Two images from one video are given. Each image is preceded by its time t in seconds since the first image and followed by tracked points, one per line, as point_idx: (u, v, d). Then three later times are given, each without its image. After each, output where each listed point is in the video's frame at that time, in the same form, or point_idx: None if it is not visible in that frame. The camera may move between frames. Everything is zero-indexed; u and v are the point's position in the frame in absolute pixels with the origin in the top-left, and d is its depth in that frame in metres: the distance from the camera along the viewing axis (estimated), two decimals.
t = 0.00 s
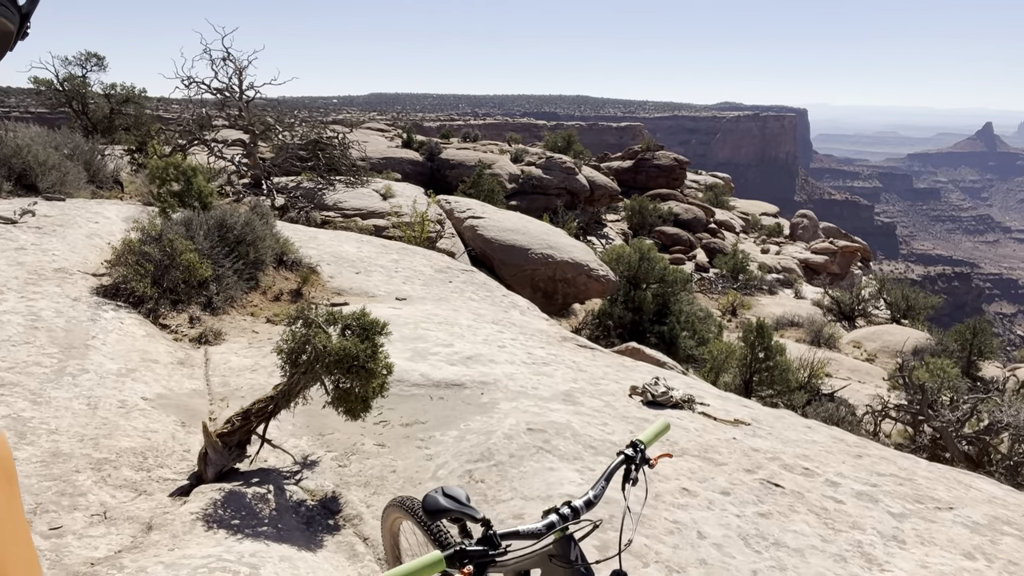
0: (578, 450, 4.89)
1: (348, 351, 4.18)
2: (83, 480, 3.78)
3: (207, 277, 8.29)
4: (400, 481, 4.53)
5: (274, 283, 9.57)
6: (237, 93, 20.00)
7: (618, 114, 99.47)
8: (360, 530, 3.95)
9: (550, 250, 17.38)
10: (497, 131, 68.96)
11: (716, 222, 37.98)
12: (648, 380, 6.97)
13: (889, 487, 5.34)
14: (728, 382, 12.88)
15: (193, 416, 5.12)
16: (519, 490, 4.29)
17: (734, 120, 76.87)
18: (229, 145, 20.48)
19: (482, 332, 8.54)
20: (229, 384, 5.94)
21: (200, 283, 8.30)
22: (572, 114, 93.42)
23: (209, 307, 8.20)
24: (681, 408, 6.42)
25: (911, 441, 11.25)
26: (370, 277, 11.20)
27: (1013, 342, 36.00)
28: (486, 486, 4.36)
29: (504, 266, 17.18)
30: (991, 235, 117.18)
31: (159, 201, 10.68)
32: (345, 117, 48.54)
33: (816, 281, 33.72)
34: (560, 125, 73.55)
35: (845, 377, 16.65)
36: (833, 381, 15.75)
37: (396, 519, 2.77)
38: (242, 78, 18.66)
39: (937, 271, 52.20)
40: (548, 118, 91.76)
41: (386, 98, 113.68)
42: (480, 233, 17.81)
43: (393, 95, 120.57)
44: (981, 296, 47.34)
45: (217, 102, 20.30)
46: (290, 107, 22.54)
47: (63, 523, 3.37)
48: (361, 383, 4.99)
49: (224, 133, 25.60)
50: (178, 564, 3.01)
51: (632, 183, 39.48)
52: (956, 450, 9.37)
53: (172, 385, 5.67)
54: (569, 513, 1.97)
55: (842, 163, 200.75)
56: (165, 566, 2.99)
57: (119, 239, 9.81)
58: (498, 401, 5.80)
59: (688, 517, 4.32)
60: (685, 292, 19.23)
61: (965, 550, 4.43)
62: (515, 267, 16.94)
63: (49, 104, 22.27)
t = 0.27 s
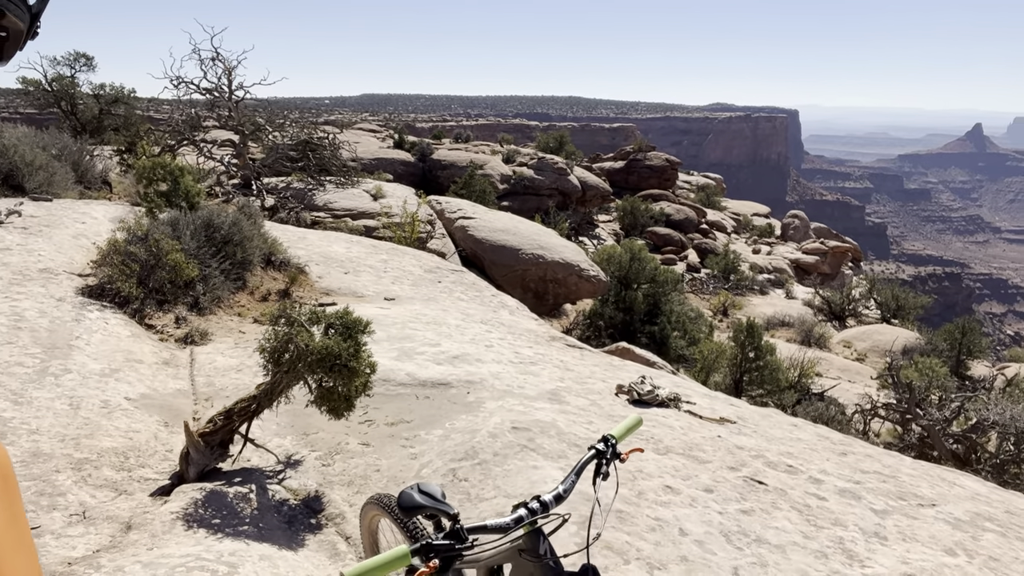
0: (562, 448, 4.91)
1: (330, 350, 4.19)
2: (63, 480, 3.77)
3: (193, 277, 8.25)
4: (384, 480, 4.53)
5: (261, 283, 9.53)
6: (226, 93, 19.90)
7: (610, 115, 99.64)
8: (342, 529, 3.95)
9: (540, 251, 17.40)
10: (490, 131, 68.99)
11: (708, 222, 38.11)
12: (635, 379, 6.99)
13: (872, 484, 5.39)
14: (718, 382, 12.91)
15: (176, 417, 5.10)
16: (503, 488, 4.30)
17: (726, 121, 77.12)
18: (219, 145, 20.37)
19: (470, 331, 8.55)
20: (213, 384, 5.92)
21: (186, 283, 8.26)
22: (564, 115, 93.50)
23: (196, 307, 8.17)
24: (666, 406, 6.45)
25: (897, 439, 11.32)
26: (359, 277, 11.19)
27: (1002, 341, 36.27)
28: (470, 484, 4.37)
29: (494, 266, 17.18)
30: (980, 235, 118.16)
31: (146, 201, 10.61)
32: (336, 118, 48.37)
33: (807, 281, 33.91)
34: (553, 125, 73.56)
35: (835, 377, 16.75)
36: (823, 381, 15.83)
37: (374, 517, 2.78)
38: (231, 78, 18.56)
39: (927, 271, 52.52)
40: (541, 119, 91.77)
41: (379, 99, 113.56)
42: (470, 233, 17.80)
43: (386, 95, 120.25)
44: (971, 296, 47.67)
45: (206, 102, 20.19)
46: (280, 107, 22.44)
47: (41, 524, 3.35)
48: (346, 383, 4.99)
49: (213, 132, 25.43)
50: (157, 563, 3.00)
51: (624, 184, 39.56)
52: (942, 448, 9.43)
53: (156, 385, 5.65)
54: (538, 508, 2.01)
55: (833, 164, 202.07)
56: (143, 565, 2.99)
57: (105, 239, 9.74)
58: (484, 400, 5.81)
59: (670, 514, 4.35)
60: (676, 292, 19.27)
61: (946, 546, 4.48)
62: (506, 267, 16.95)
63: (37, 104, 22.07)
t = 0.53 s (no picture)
0: (547, 448, 4.91)
1: (312, 350, 4.16)
2: (40, 484, 3.72)
3: (176, 278, 8.17)
4: (368, 481, 4.51)
5: (245, 284, 9.43)
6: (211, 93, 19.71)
7: (599, 116, 99.95)
8: (324, 531, 3.92)
9: (528, 251, 17.41)
10: (478, 133, 68.97)
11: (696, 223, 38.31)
12: (621, 379, 7.01)
13: (856, 482, 5.43)
14: (705, 382, 12.96)
15: (157, 419, 5.04)
16: (487, 489, 4.29)
17: (714, 123, 77.55)
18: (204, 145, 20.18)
19: (457, 332, 8.53)
20: (196, 386, 5.86)
21: (169, 284, 8.17)
22: (553, 116, 93.61)
23: (179, 308, 8.08)
24: (652, 406, 6.47)
25: (883, 438, 11.43)
26: (345, 278, 11.13)
27: (986, 340, 36.73)
28: (454, 485, 4.36)
29: (482, 266, 17.16)
30: (964, 236, 119.68)
31: (129, 202, 10.48)
32: (324, 119, 48.10)
33: (793, 281, 34.17)
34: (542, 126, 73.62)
35: (821, 376, 16.90)
36: (809, 380, 15.95)
37: (354, 518, 2.76)
38: (216, 78, 18.40)
39: (912, 271, 53.09)
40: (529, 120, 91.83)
41: (367, 100, 113.28)
42: (458, 234, 17.76)
43: (374, 96, 119.87)
44: (955, 296, 48.25)
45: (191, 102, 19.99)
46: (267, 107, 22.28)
47: (17, 529, 3.31)
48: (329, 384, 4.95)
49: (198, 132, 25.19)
50: (134, 568, 2.97)
51: (613, 185, 39.67)
52: (926, 447, 9.52)
53: (138, 387, 5.59)
54: (514, 508, 2.00)
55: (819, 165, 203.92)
56: (120, 569, 2.95)
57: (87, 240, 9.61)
58: (469, 400, 5.79)
59: (654, 514, 4.36)
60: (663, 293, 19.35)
61: (929, 543, 4.52)
62: (494, 268, 16.93)
63: (18, 104, 21.76)
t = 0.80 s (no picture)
0: (536, 448, 4.89)
1: (298, 350, 4.10)
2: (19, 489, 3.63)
3: (158, 279, 8.04)
4: (355, 483, 4.46)
5: (229, 285, 9.30)
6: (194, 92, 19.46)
7: (584, 117, 100.24)
8: (311, 534, 3.87)
9: (514, 251, 17.40)
10: (463, 134, 68.85)
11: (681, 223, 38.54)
12: (608, 378, 7.01)
13: (843, 479, 5.48)
14: (691, 381, 13.02)
15: (140, 422, 4.95)
16: (476, 489, 4.26)
17: (698, 124, 78.13)
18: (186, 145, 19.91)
19: (443, 332, 8.49)
20: (179, 388, 5.76)
21: (152, 285, 8.04)
22: (538, 117, 93.71)
23: (162, 310, 7.96)
24: (640, 405, 6.48)
25: (866, 435, 11.56)
26: (330, 279, 11.03)
27: (965, 338, 37.34)
28: (443, 486, 4.32)
29: (468, 267, 17.12)
30: (942, 236, 121.68)
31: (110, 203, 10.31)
32: (308, 120, 47.73)
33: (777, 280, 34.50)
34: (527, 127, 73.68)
35: (806, 375, 17.06)
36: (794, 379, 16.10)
37: (342, 520, 2.72)
38: (198, 78, 18.17)
39: (893, 270, 53.85)
40: (515, 121, 91.86)
41: (351, 100, 112.51)
42: (444, 235, 17.70)
43: (358, 97, 119.14)
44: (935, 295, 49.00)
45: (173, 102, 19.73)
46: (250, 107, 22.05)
47: None
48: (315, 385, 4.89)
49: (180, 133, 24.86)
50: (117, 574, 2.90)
51: (598, 185, 39.80)
52: (909, 444, 9.64)
53: (119, 390, 5.48)
54: (507, 506, 1.98)
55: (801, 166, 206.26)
56: None
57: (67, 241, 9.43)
58: (457, 400, 5.76)
59: (644, 512, 4.36)
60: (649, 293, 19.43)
61: (917, 540, 4.57)
62: (480, 268, 16.90)
63: None
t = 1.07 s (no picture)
0: (525, 448, 4.88)
1: (283, 352, 4.06)
2: None
3: (138, 282, 7.90)
4: (342, 486, 4.41)
5: (211, 287, 9.16)
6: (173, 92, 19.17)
7: (567, 118, 100.46)
8: (298, 538, 3.82)
9: (498, 252, 17.39)
10: (446, 134, 68.71)
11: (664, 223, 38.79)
12: (595, 378, 7.03)
13: (829, 476, 5.54)
14: (675, 380, 13.09)
15: (120, 426, 4.86)
16: (465, 491, 4.23)
17: (680, 125, 78.73)
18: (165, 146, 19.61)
19: (429, 333, 8.44)
20: (161, 392, 5.66)
21: (132, 287, 7.90)
22: (521, 118, 93.76)
23: (142, 313, 7.82)
24: (627, 404, 6.51)
25: (847, 432, 11.71)
26: (313, 280, 10.93)
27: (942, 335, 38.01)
28: (431, 488, 4.30)
29: (452, 268, 17.07)
30: (919, 235, 123.88)
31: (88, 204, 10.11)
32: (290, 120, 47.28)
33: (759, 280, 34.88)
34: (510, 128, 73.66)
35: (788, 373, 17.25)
36: (777, 377, 16.27)
37: (330, 523, 2.69)
38: (178, 78, 17.92)
39: (871, 269, 54.66)
40: (498, 121, 91.84)
41: (333, 101, 111.67)
42: (428, 236, 17.63)
43: (340, 98, 118.28)
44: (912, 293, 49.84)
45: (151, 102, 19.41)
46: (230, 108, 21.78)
47: None
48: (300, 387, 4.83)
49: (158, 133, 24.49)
50: None
51: (581, 186, 39.93)
52: (891, 440, 9.77)
53: (99, 394, 5.38)
54: (503, 508, 1.97)
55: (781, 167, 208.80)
56: None
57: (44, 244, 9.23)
58: (444, 402, 5.73)
59: (634, 512, 4.37)
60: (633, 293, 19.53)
61: (904, 536, 4.63)
62: (464, 269, 16.85)
63: None
